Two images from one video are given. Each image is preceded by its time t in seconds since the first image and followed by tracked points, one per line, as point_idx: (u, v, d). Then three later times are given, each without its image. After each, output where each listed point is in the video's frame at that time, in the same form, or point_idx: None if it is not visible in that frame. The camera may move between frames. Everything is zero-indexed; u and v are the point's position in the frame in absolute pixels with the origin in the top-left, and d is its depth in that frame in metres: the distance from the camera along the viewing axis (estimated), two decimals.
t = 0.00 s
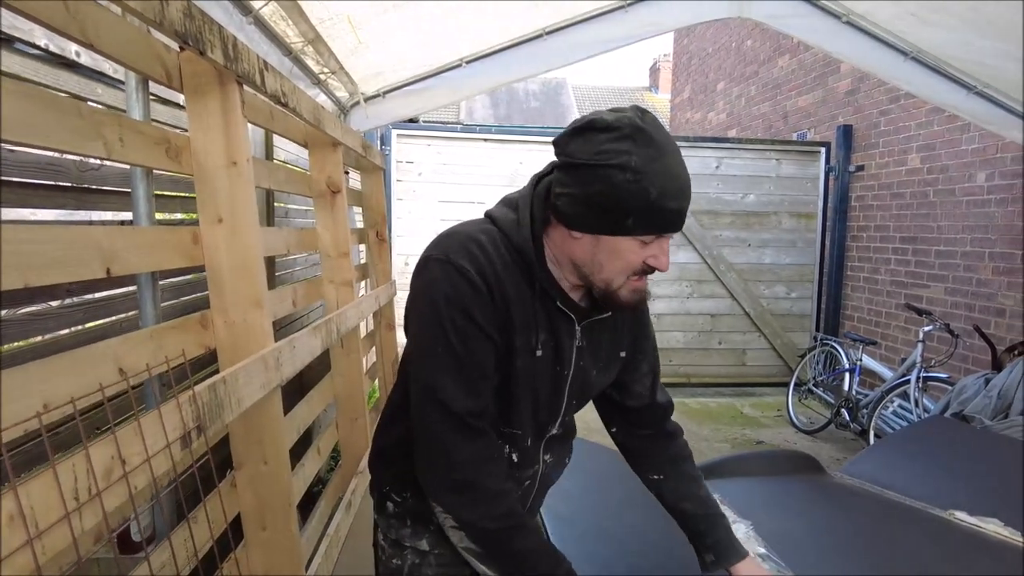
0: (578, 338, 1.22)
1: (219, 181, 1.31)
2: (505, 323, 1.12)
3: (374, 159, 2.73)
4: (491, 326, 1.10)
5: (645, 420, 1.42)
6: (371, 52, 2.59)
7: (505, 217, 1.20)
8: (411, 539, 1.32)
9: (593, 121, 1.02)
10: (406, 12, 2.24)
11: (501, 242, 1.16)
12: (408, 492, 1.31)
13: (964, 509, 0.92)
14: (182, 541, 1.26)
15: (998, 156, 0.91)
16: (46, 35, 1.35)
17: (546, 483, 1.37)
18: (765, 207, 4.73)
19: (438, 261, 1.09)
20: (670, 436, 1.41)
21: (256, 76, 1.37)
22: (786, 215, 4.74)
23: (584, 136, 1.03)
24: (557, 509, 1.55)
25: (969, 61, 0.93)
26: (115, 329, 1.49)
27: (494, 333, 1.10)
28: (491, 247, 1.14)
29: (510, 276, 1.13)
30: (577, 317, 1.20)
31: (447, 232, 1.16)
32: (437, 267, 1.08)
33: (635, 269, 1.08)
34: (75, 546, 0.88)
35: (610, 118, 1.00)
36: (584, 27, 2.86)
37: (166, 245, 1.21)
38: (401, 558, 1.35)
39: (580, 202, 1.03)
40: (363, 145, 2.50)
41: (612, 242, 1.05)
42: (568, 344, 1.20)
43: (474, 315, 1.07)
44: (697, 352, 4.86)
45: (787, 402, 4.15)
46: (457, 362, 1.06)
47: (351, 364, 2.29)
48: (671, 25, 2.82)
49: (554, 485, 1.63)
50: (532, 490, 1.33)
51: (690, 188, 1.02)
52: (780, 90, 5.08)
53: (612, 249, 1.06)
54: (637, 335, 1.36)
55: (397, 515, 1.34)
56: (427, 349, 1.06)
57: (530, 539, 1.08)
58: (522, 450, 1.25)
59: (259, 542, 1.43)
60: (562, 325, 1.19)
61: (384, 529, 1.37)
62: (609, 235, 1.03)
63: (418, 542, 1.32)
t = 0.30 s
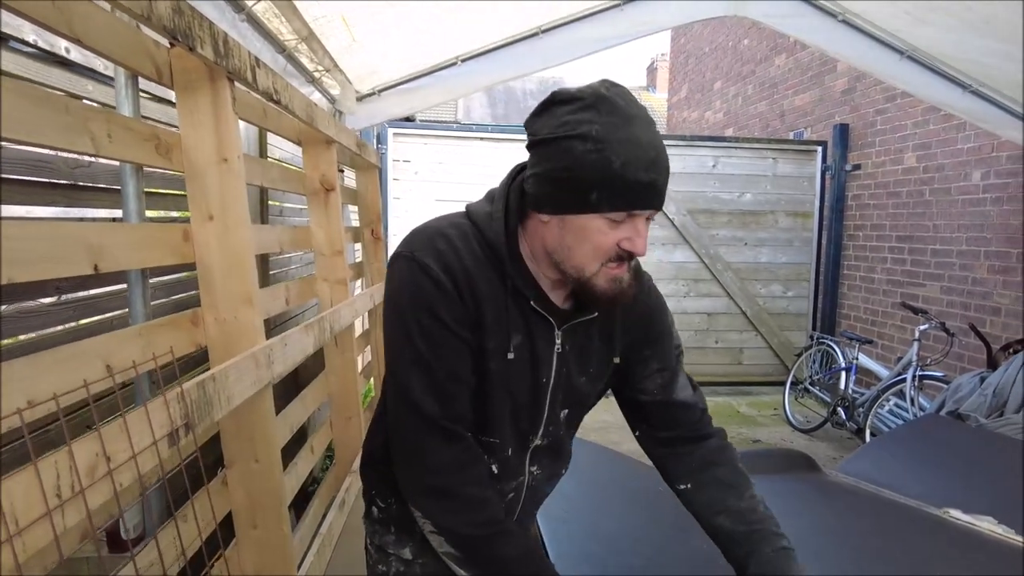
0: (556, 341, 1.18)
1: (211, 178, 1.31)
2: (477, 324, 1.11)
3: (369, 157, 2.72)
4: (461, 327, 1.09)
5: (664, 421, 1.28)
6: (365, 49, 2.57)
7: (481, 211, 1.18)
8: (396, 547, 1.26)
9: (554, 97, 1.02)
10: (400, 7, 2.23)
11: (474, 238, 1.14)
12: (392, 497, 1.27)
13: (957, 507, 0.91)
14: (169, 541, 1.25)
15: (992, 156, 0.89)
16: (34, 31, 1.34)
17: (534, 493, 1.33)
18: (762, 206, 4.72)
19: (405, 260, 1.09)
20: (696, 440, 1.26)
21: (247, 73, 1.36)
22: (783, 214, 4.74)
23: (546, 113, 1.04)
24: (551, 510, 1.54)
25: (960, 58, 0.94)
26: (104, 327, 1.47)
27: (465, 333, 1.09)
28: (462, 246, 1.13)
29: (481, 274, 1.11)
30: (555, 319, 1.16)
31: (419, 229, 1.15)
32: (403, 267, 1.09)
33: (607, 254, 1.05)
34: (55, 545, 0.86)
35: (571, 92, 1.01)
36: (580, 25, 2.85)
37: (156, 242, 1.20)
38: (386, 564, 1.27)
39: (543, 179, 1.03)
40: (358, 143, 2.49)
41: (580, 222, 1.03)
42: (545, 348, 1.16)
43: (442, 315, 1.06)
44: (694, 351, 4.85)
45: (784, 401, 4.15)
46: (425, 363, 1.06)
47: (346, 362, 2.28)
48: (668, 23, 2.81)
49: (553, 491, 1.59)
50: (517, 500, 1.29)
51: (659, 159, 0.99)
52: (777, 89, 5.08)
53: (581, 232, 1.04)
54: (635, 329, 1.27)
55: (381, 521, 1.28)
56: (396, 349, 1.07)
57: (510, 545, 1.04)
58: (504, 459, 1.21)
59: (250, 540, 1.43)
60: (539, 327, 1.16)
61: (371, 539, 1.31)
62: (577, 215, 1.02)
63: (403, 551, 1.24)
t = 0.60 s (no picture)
0: (541, 336, 1.17)
1: (199, 170, 1.30)
2: (457, 322, 1.10)
3: (363, 152, 2.71)
4: (441, 325, 1.08)
5: (653, 404, 1.26)
6: (358, 43, 2.57)
7: (459, 204, 1.18)
8: (386, 548, 1.24)
9: (526, 73, 1.08)
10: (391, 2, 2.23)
11: (453, 231, 1.14)
12: (378, 497, 1.25)
13: (952, 501, 0.91)
14: (155, 537, 1.23)
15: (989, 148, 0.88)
16: (19, 20, 1.31)
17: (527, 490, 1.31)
18: (758, 203, 4.72)
19: (379, 257, 1.07)
20: (689, 424, 1.24)
21: (236, 64, 1.35)
22: (779, 210, 4.74)
23: (518, 90, 1.10)
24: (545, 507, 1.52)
25: (954, 48, 0.94)
26: (94, 321, 1.46)
27: (445, 331, 1.08)
28: (441, 241, 1.11)
29: (460, 270, 1.10)
30: (538, 313, 1.15)
31: (395, 223, 1.14)
32: (378, 266, 1.06)
33: (565, 227, 1.05)
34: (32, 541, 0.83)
35: (540, 68, 1.07)
36: (576, 20, 2.84)
37: (143, 234, 1.19)
38: (376, 566, 1.26)
39: (507, 148, 1.07)
40: (351, 138, 2.47)
41: (537, 190, 1.05)
42: (529, 343, 1.16)
43: (420, 313, 1.05)
44: (689, 348, 4.85)
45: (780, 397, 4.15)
46: (403, 364, 1.04)
47: (340, 359, 2.27)
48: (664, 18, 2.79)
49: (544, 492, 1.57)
50: (508, 498, 1.27)
51: (619, 128, 1.02)
52: (773, 85, 5.08)
53: (540, 202, 1.06)
54: (622, 315, 1.28)
55: (372, 522, 1.27)
56: (373, 350, 1.05)
57: (494, 546, 1.02)
58: (492, 457, 1.20)
59: (241, 537, 1.42)
60: (523, 323, 1.15)
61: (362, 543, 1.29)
62: (534, 182, 1.05)
63: (394, 551, 1.23)
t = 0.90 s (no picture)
0: (532, 329, 1.19)
1: (192, 167, 1.29)
2: (449, 318, 1.10)
3: (357, 149, 2.71)
4: (433, 323, 1.08)
5: (640, 392, 1.31)
6: (352, 38, 2.55)
7: (446, 198, 1.18)
8: (378, 549, 1.24)
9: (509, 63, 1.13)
10: None
11: (442, 226, 1.14)
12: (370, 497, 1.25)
13: (945, 497, 0.92)
14: (148, 536, 1.23)
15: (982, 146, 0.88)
16: (9, 16, 1.29)
17: (519, 487, 1.32)
18: (753, 200, 4.73)
19: (368, 255, 1.06)
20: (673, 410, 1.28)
21: (229, 61, 1.35)
22: (774, 208, 4.75)
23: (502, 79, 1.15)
24: (537, 504, 1.53)
25: (947, 46, 0.94)
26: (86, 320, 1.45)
27: (437, 329, 1.08)
28: (431, 238, 1.11)
29: (451, 267, 1.10)
30: (529, 305, 1.17)
31: (383, 220, 1.13)
32: (368, 265, 1.05)
33: (545, 202, 1.08)
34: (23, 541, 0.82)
35: (521, 55, 1.11)
36: (570, 17, 2.83)
37: (135, 232, 1.18)
38: (368, 567, 1.26)
39: (489, 132, 1.11)
40: (345, 134, 2.46)
41: (517, 169, 1.08)
42: (521, 337, 1.17)
43: (412, 311, 1.04)
44: (685, 345, 4.85)
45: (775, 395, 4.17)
46: (395, 363, 1.03)
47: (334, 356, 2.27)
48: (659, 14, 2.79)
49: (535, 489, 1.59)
50: (501, 493, 1.28)
51: (596, 103, 1.04)
52: (768, 82, 5.09)
53: (519, 179, 1.09)
54: (608, 307, 1.33)
55: (363, 524, 1.27)
56: (364, 350, 1.04)
57: (489, 544, 1.02)
58: (485, 453, 1.20)
59: (235, 536, 1.41)
60: (514, 317, 1.16)
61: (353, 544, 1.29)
62: (514, 160, 1.08)
63: (387, 552, 1.23)
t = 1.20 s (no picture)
0: (529, 327, 1.20)
1: (191, 168, 1.29)
2: (447, 318, 1.11)
3: (354, 148, 2.70)
4: (432, 324, 1.08)
5: (635, 383, 1.30)
6: (349, 37, 2.54)
7: (441, 200, 1.19)
8: (377, 550, 1.24)
9: (505, 65, 1.13)
10: None
11: (439, 228, 1.14)
12: (369, 497, 1.25)
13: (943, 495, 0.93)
14: (150, 536, 1.23)
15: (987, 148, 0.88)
16: (7, 16, 1.29)
17: (518, 484, 1.33)
18: (749, 199, 4.73)
19: (365, 258, 1.06)
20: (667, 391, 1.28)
21: (228, 61, 1.34)
22: (770, 206, 4.76)
23: (497, 80, 1.14)
24: (535, 502, 1.54)
25: (943, 46, 0.95)
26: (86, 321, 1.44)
27: (435, 331, 1.08)
28: (428, 239, 1.12)
29: (449, 267, 1.11)
30: (526, 304, 1.18)
31: (379, 223, 1.13)
32: (366, 267, 1.05)
33: (546, 206, 1.08)
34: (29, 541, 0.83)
35: (518, 57, 1.11)
36: (568, 16, 2.83)
37: (134, 233, 1.18)
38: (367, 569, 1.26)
39: (486, 133, 1.11)
40: (342, 134, 2.46)
41: (515, 172, 1.08)
42: (519, 335, 1.18)
43: (410, 313, 1.05)
44: (681, 343, 4.87)
45: (771, 393, 4.19)
46: (394, 365, 1.03)
47: (333, 356, 2.27)
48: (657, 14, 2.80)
49: (532, 487, 1.59)
50: (500, 493, 1.29)
51: (595, 109, 1.05)
52: (764, 81, 5.10)
53: (519, 182, 1.09)
54: (602, 303, 1.34)
55: (361, 525, 1.27)
56: (362, 352, 1.04)
57: (489, 544, 1.02)
58: (484, 452, 1.21)
59: (235, 536, 1.42)
60: (511, 315, 1.17)
61: (352, 545, 1.28)
62: (513, 163, 1.08)
63: (385, 553, 1.23)
